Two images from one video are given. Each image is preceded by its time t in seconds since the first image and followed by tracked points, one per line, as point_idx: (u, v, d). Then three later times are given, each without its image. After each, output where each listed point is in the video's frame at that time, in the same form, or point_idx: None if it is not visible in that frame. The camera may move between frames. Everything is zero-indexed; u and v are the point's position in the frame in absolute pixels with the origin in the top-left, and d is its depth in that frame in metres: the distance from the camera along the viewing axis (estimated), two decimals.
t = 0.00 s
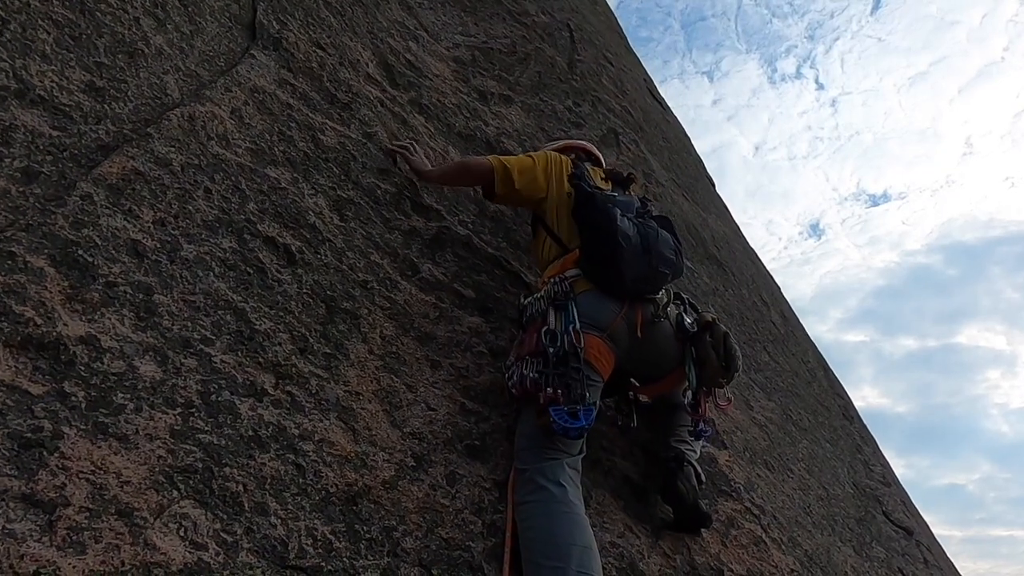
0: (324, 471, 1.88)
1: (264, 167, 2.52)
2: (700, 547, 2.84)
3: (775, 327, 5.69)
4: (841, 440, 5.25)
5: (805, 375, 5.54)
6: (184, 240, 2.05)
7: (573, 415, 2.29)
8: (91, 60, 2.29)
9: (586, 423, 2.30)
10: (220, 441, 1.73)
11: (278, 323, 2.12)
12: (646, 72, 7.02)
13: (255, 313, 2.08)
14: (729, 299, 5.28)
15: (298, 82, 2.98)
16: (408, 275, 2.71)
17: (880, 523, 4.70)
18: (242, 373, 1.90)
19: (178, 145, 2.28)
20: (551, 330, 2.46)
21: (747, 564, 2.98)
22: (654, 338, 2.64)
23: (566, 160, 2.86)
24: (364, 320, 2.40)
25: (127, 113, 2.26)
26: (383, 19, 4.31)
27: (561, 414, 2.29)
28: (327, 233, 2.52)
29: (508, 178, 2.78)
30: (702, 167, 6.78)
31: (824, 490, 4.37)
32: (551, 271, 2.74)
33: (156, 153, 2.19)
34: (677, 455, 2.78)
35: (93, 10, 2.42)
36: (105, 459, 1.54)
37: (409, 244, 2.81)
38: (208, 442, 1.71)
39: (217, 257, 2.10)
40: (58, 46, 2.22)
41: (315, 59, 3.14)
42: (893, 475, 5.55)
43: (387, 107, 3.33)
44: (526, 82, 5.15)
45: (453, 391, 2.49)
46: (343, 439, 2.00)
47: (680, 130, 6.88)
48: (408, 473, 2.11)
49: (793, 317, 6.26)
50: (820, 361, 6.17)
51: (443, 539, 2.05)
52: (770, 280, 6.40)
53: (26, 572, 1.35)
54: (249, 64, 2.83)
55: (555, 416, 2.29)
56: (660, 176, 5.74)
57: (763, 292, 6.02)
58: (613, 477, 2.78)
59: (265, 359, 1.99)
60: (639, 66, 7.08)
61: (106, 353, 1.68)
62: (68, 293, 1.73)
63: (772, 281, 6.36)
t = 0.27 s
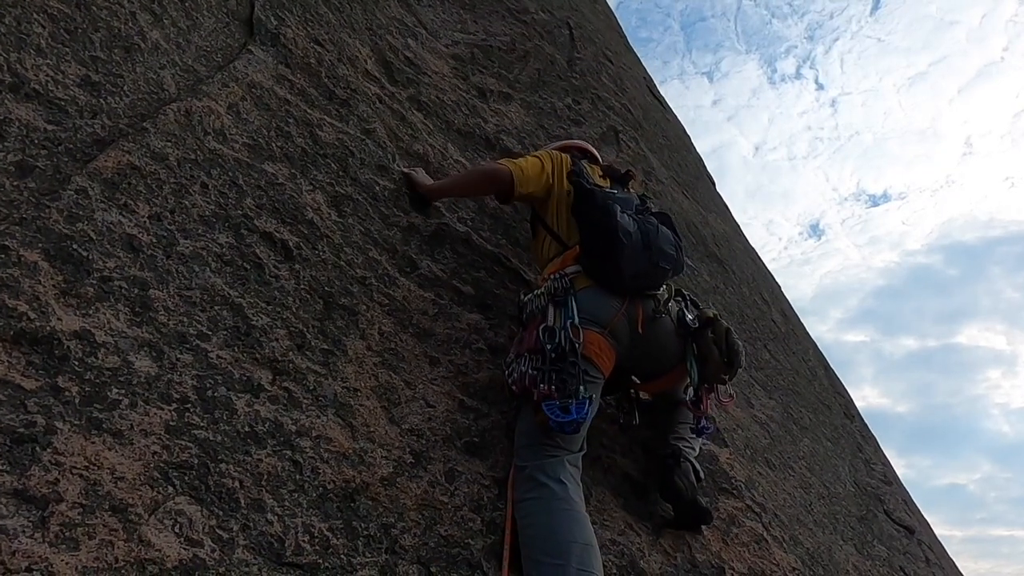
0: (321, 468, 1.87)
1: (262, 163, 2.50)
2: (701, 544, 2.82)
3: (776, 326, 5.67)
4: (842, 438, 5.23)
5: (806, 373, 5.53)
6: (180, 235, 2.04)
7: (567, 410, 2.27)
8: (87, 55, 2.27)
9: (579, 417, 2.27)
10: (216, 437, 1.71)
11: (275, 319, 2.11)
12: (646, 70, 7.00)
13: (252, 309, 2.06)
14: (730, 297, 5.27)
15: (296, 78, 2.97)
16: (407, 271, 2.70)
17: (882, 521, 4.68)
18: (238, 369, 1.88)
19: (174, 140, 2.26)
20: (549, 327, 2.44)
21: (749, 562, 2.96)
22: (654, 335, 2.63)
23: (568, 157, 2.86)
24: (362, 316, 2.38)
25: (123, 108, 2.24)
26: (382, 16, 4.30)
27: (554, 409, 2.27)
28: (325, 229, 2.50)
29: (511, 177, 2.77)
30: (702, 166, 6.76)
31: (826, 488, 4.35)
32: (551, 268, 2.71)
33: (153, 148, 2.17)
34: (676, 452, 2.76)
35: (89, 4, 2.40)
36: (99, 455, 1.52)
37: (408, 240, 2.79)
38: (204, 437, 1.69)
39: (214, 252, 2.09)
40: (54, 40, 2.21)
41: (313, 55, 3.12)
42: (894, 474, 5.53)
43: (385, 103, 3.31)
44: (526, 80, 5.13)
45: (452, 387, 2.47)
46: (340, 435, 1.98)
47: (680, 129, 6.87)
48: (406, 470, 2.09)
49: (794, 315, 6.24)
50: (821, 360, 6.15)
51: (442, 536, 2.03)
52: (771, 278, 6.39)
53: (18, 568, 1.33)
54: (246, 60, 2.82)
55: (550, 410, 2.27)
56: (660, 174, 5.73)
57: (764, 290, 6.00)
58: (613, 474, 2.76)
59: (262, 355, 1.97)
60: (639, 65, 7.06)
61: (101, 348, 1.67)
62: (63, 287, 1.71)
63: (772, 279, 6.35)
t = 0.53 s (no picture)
0: (319, 469, 1.87)
1: (260, 165, 2.51)
2: (699, 545, 2.83)
3: (775, 326, 5.68)
4: (841, 439, 5.24)
5: (805, 374, 5.54)
6: (179, 237, 2.05)
7: (565, 412, 2.29)
8: (86, 58, 2.28)
9: (578, 419, 2.29)
10: (215, 438, 1.72)
11: (274, 321, 2.12)
12: (645, 71, 7.01)
13: (251, 311, 2.07)
14: (728, 298, 5.28)
15: (295, 80, 2.98)
16: (405, 273, 2.71)
17: (880, 522, 4.68)
18: (237, 370, 1.89)
19: (173, 142, 2.27)
20: (547, 328, 2.45)
21: (746, 562, 2.97)
22: (653, 337, 2.64)
23: (569, 162, 2.88)
24: (360, 317, 2.39)
25: (122, 110, 2.25)
26: (380, 18, 4.31)
27: (552, 411, 2.29)
28: (323, 231, 2.51)
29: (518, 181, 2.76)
30: (700, 166, 6.77)
31: (824, 489, 4.36)
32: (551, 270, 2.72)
33: (151, 151, 2.18)
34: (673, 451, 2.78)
35: (88, 7, 2.41)
36: (98, 457, 1.53)
37: (406, 242, 2.80)
38: (203, 439, 1.70)
39: (212, 255, 2.09)
40: (53, 43, 2.21)
41: (311, 57, 3.13)
42: (893, 474, 5.54)
43: (384, 105, 3.32)
44: (524, 81, 5.14)
45: (450, 389, 2.48)
46: (338, 436, 1.99)
47: (678, 130, 6.88)
48: (404, 471, 2.10)
49: (793, 316, 6.25)
50: (819, 360, 6.16)
51: (440, 537, 2.04)
52: (770, 279, 6.39)
53: (18, 569, 1.34)
54: (245, 62, 2.83)
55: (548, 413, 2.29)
56: (659, 175, 5.74)
57: (762, 291, 6.01)
58: (611, 475, 2.77)
59: (260, 357, 1.98)
60: (637, 66, 7.08)
61: (100, 350, 1.67)
62: (62, 289, 1.72)
63: (771, 280, 6.36)
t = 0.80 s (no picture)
0: (319, 476, 1.90)
1: (260, 173, 2.54)
2: (695, 549, 2.85)
3: (772, 329, 5.71)
4: (838, 441, 5.26)
5: (803, 377, 5.56)
6: (180, 246, 2.07)
7: (569, 420, 2.31)
8: (88, 68, 2.30)
9: (582, 428, 2.32)
10: (215, 446, 1.74)
11: (274, 329, 2.14)
12: (643, 74, 7.04)
13: (251, 319, 2.10)
14: (726, 302, 5.30)
15: (294, 88, 3.00)
16: (404, 279, 2.73)
17: (877, 524, 4.71)
18: (237, 378, 1.92)
19: (174, 152, 2.29)
20: (551, 335, 2.48)
21: (742, 566, 2.99)
22: (656, 345, 2.68)
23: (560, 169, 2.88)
24: (359, 324, 2.42)
25: (124, 120, 2.27)
26: (379, 24, 4.34)
27: (556, 419, 2.31)
28: (323, 238, 2.54)
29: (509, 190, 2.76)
30: (698, 170, 6.80)
31: (821, 492, 4.38)
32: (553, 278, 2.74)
33: (153, 160, 2.20)
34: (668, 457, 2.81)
35: (90, 17, 2.43)
36: (101, 465, 1.55)
37: (405, 248, 2.82)
38: (204, 447, 1.72)
39: (213, 263, 2.12)
40: (55, 54, 2.24)
41: (311, 64, 3.16)
42: (891, 477, 5.57)
43: (383, 111, 3.35)
44: (522, 86, 5.17)
45: (449, 395, 2.51)
46: (338, 443, 2.02)
47: (677, 133, 6.91)
48: (403, 477, 2.12)
49: (791, 319, 6.27)
50: (817, 363, 6.19)
51: (438, 542, 2.06)
52: (768, 282, 6.42)
53: None
54: (245, 71, 2.85)
55: (551, 420, 2.31)
56: (657, 179, 5.77)
57: (760, 293, 6.04)
58: (608, 479, 2.80)
59: (260, 365, 2.01)
60: (635, 69, 7.11)
61: (103, 359, 1.70)
62: (65, 299, 1.74)
63: (769, 283, 6.39)
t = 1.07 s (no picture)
0: (317, 482, 1.93)
1: (260, 181, 2.57)
2: (691, 552, 2.88)
3: (770, 332, 5.73)
4: (835, 444, 5.29)
5: (800, 380, 5.59)
6: (180, 255, 2.10)
7: (571, 427, 2.35)
8: (89, 79, 2.33)
9: (584, 434, 2.36)
10: (215, 453, 1.77)
11: (273, 336, 2.17)
12: (641, 78, 7.08)
13: (251, 326, 2.12)
14: (724, 305, 5.33)
15: (293, 96, 3.03)
16: (402, 286, 2.76)
17: (874, 526, 4.74)
18: (237, 386, 1.94)
19: (174, 161, 2.32)
20: (550, 342, 2.50)
21: (738, 569, 3.02)
22: (654, 347, 2.70)
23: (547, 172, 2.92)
24: (357, 331, 2.44)
25: (124, 130, 2.30)
26: (378, 30, 4.37)
27: (559, 424, 2.34)
28: (321, 245, 2.57)
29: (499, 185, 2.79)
30: (696, 173, 6.83)
31: (817, 494, 4.41)
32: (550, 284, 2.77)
33: (153, 170, 2.23)
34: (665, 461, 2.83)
35: (91, 28, 2.46)
36: (102, 473, 1.58)
37: (403, 255, 2.85)
38: (204, 454, 1.75)
39: (212, 272, 2.15)
40: (57, 65, 2.27)
41: (310, 72, 3.18)
42: (888, 479, 5.60)
43: (381, 118, 3.38)
44: (521, 91, 5.20)
45: (446, 400, 2.54)
46: (336, 449, 2.05)
47: (674, 136, 6.94)
48: (400, 483, 2.15)
49: (789, 321, 6.30)
50: (814, 365, 6.22)
51: (435, 547, 2.09)
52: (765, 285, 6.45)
53: None
54: (244, 79, 2.88)
55: (552, 427, 2.34)
56: (655, 182, 5.79)
57: (758, 296, 6.07)
58: (604, 484, 2.82)
59: (259, 372, 2.03)
60: (633, 72, 7.14)
61: (104, 368, 1.72)
62: (66, 310, 1.77)
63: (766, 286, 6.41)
